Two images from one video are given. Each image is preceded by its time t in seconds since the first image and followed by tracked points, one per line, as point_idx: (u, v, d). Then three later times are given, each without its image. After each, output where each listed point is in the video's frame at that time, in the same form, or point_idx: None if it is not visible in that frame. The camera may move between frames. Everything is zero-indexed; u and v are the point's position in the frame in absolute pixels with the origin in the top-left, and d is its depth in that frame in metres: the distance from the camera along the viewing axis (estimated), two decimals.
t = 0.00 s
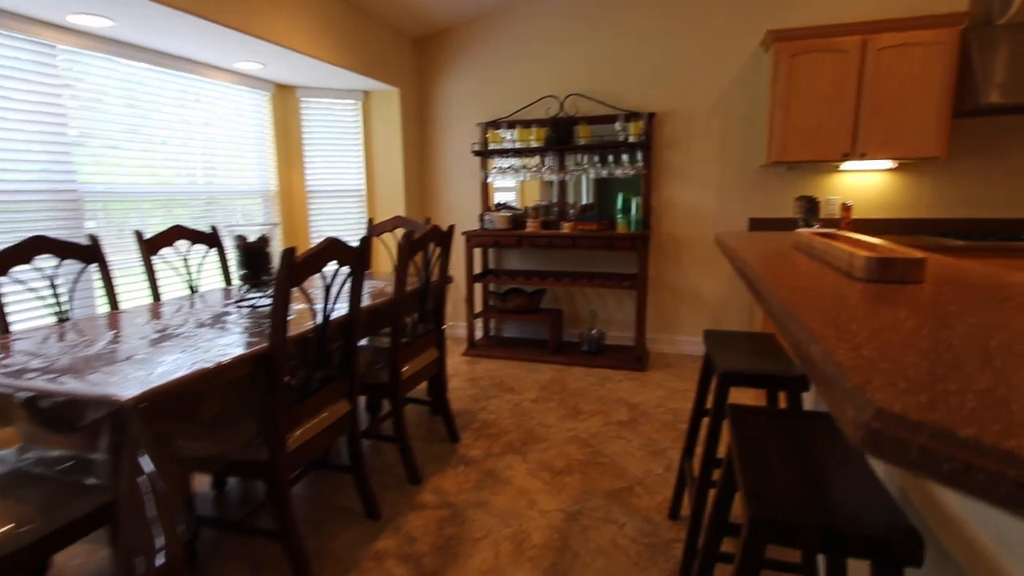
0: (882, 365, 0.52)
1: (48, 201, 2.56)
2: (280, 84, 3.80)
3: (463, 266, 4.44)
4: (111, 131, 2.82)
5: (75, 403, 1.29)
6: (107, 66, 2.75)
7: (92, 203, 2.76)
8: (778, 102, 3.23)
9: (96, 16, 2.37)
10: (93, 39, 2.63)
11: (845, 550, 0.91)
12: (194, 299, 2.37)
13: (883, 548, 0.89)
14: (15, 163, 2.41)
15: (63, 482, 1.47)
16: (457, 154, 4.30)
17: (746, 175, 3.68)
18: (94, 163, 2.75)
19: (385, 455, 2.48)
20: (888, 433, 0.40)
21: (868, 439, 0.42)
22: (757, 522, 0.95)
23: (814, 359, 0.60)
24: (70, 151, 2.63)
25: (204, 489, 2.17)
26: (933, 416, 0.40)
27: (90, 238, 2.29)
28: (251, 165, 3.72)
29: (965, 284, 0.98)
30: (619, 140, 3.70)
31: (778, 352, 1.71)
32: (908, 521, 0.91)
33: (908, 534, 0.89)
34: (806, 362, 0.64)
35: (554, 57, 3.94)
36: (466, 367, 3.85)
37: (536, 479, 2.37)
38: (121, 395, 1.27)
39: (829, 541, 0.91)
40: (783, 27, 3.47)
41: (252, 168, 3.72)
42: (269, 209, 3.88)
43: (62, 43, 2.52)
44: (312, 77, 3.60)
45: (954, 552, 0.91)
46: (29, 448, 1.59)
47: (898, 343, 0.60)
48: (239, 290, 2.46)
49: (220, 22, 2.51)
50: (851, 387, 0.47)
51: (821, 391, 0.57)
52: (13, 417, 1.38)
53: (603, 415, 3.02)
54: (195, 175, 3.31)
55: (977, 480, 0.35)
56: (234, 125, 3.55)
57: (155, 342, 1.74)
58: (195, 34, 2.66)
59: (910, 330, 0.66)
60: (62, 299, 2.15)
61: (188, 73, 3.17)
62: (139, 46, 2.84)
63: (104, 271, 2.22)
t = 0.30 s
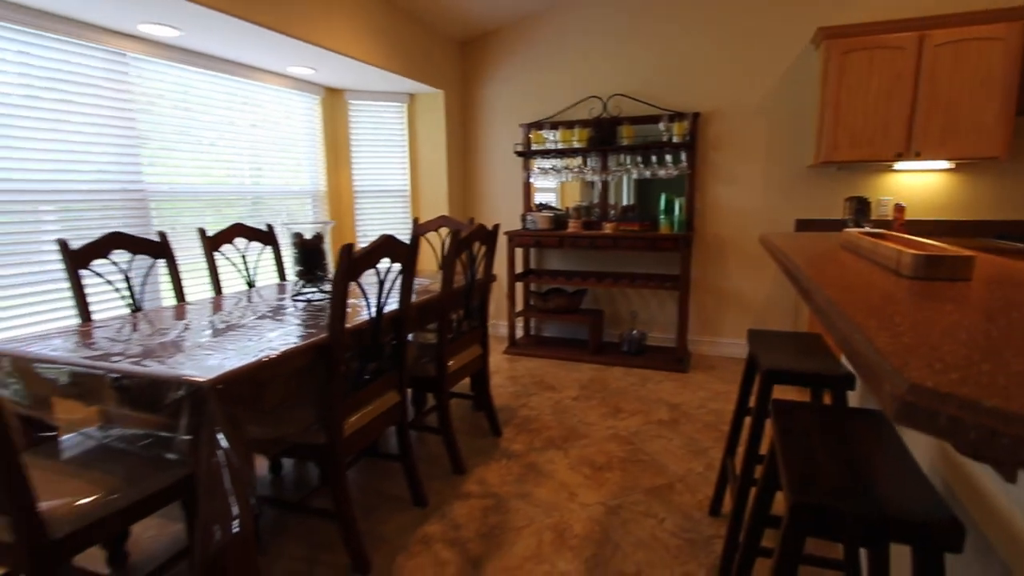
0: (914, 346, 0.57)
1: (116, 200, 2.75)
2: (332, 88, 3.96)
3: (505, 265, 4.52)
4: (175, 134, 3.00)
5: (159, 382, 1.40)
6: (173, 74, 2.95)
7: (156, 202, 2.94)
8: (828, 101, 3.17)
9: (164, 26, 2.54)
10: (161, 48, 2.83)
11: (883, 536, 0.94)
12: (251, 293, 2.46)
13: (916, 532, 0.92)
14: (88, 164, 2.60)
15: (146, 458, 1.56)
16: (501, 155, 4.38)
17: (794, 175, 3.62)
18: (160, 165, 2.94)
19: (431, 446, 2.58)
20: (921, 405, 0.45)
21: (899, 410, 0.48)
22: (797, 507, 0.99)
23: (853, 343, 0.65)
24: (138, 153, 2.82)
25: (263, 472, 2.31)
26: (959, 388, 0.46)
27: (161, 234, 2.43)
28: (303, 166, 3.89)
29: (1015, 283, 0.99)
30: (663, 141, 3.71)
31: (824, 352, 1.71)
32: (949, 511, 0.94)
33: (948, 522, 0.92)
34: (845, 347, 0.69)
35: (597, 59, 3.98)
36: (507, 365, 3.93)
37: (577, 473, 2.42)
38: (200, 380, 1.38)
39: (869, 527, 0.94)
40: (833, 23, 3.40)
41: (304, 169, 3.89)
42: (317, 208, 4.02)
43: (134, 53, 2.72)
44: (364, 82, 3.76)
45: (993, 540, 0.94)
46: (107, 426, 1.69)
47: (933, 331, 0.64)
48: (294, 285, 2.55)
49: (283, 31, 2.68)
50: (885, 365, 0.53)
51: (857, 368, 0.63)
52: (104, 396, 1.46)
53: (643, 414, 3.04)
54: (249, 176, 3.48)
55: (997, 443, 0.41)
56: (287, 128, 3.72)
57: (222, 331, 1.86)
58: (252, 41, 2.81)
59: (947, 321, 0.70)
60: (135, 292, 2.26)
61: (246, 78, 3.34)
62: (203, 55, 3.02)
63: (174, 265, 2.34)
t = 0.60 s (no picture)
0: (941, 336, 0.63)
1: (192, 195, 2.97)
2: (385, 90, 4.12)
3: (549, 261, 4.59)
4: (243, 134, 3.21)
5: (239, 360, 1.53)
6: (242, 78, 3.16)
7: (226, 197, 3.16)
8: (881, 99, 3.09)
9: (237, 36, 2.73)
10: (232, 55, 3.04)
11: (919, 521, 0.98)
12: (314, 283, 2.62)
13: (960, 523, 0.96)
14: (168, 162, 2.82)
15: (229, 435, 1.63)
16: (546, 153, 4.45)
17: (847, 172, 3.53)
18: (229, 163, 3.15)
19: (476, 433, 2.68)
20: (944, 386, 0.51)
21: (923, 390, 0.54)
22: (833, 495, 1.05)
23: (888, 334, 0.70)
24: (210, 152, 3.04)
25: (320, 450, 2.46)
26: (979, 370, 0.51)
27: (234, 229, 2.63)
28: (357, 166, 4.07)
29: None
30: (708, 139, 3.70)
31: (871, 350, 1.71)
32: (989, 506, 0.97)
33: (987, 516, 0.95)
34: (880, 338, 0.74)
35: (644, 58, 3.99)
36: (549, 358, 4.02)
37: (617, 465, 2.46)
38: (276, 356, 1.50)
39: (910, 514, 0.99)
40: (892, 16, 3.30)
41: (358, 168, 4.07)
42: (372, 205, 4.21)
43: (209, 60, 2.93)
44: (415, 83, 3.90)
45: None
46: (188, 401, 1.79)
47: (967, 324, 0.68)
48: (350, 276, 2.71)
49: (344, 37, 2.83)
50: (915, 351, 0.58)
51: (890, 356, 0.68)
52: (190, 369, 1.62)
53: (684, 411, 3.06)
54: (308, 173, 3.67)
55: (1008, 420, 0.47)
56: (344, 128, 3.90)
57: (289, 317, 2.02)
58: (312, 47, 2.97)
59: (979, 316, 0.74)
60: (213, 279, 2.47)
61: (307, 81, 3.54)
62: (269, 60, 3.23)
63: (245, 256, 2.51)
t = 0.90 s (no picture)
0: (949, 328, 0.70)
1: (260, 196, 3.21)
2: (441, 96, 4.32)
3: (594, 262, 4.67)
4: (311, 140, 3.48)
5: (313, 341, 1.73)
6: (311, 87, 3.42)
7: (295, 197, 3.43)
8: (946, 99, 3.01)
9: (309, 49, 2.98)
10: (302, 66, 3.31)
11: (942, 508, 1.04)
12: (373, 277, 2.83)
13: (990, 517, 1.01)
14: (239, 165, 3.08)
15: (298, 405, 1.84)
16: (594, 156, 4.54)
17: (905, 176, 3.45)
18: (295, 166, 3.40)
19: (520, 424, 2.81)
20: (938, 367, 0.60)
21: (923, 371, 0.62)
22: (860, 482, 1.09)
23: (905, 327, 0.78)
24: (282, 155, 3.31)
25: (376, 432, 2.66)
26: (971, 355, 0.60)
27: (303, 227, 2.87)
28: (413, 169, 4.28)
29: None
30: (759, 142, 3.68)
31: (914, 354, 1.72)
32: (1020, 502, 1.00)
33: (1018, 511, 0.99)
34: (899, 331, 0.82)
35: (694, 62, 4.02)
36: (592, 357, 4.11)
37: (656, 461, 2.52)
38: (346, 338, 1.68)
39: (936, 507, 1.03)
40: (957, 15, 3.20)
41: (414, 171, 4.28)
42: (425, 205, 4.41)
43: (282, 71, 3.21)
44: (468, 89, 4.08)
45: None
46: (266, 378, 2.01)
47: (980, 321, 0.75)
48: (406, 272, 2.90)
49: (403, 48, 3.02)
50: (919, 339, 0.66)
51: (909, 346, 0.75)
52: (271, 349, 1.83)
53: (726, 413, 3.08)
54: (367, 175, 3.92)
55: (993, 394, 0.55)
56: (401, 132, 4.13)
57: (352, 307, 2.22)
58: (375, 58, 3.18)
59: (998, 314, 0.80)
60: (286, 271, 2.72)
61: (368, 89, 3.78)
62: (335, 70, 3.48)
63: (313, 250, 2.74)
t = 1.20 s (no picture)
0: (956, 320, 0.78)
1: (318, 196, 3.42)
2: (491, 100, 4.48)
3: (638, 261, 4.71)
4: (369, 144, 3.69)
5: (374, 327, 1.91)
6: (370, 94, 3.64)
7: (355, 197, 3.66)
8: (1011, 97, 2.90)
9: (370, 59, 3.19)
10: (363, 75, 3.54)
11: (959, 488, 1.09)
12: (425, 272, 3.01)
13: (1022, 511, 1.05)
14: (299, 167, 3.29)
15: (359, 382, 2.06)
16: (640, 157, 4.58)
17: (965, 176, 3.33)
18: (352, 168, 3.61)
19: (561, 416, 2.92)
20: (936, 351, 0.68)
21: (923, 356, 0.70)
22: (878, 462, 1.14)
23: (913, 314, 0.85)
24: (342, 158, 3.54)
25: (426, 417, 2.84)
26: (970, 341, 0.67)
27: (364, 225, 3.08)
28: (464, 171, 4.46)
29: None
30: (811, 142, 3.64)
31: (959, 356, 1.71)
32: None
33: None
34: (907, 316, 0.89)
35: (743, 63, 4.01)
36: (635, 356, 4.16)
37: (696, 456, 2.55)
38: (404, 325, 1.85)
39: (965, 495, 1.08)
40: None
41: (465, 173, 4.46)
42: (474, 205, 4.58)
43: (345, 79, 3.44)
44: (517, 93, 4.22)
45: None
46: (328, 361, 2.21)
47: (981, 312, 0.82)
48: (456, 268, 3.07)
49: (454, 55, 3.19)
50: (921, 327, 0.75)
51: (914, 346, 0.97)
52: (336, 333, 2.02)
53: (770, 415, 3.07)
54: (420, 176, 4.12)
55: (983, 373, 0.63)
56: (453, 135, 4.32)
57: (407, 299, 2.39)
58: (431, 66, 3.38)
59: (1001, 306, 0.87)
60: (347, 265, 2.94)
61: (423, 95, 3.98)
62: (393, 78, 3.69)
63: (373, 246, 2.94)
